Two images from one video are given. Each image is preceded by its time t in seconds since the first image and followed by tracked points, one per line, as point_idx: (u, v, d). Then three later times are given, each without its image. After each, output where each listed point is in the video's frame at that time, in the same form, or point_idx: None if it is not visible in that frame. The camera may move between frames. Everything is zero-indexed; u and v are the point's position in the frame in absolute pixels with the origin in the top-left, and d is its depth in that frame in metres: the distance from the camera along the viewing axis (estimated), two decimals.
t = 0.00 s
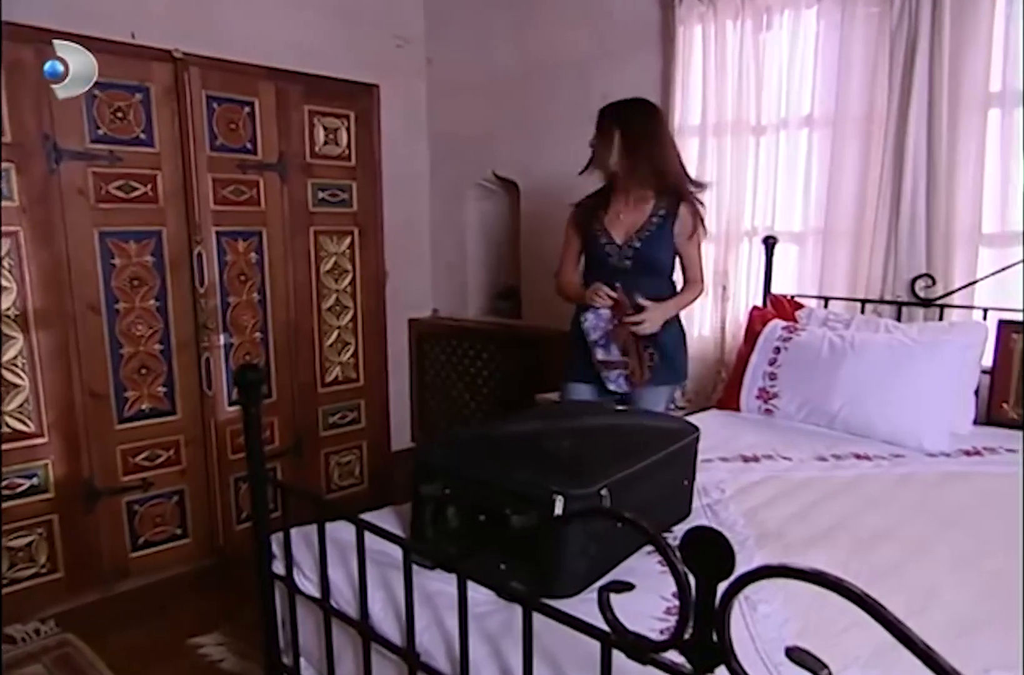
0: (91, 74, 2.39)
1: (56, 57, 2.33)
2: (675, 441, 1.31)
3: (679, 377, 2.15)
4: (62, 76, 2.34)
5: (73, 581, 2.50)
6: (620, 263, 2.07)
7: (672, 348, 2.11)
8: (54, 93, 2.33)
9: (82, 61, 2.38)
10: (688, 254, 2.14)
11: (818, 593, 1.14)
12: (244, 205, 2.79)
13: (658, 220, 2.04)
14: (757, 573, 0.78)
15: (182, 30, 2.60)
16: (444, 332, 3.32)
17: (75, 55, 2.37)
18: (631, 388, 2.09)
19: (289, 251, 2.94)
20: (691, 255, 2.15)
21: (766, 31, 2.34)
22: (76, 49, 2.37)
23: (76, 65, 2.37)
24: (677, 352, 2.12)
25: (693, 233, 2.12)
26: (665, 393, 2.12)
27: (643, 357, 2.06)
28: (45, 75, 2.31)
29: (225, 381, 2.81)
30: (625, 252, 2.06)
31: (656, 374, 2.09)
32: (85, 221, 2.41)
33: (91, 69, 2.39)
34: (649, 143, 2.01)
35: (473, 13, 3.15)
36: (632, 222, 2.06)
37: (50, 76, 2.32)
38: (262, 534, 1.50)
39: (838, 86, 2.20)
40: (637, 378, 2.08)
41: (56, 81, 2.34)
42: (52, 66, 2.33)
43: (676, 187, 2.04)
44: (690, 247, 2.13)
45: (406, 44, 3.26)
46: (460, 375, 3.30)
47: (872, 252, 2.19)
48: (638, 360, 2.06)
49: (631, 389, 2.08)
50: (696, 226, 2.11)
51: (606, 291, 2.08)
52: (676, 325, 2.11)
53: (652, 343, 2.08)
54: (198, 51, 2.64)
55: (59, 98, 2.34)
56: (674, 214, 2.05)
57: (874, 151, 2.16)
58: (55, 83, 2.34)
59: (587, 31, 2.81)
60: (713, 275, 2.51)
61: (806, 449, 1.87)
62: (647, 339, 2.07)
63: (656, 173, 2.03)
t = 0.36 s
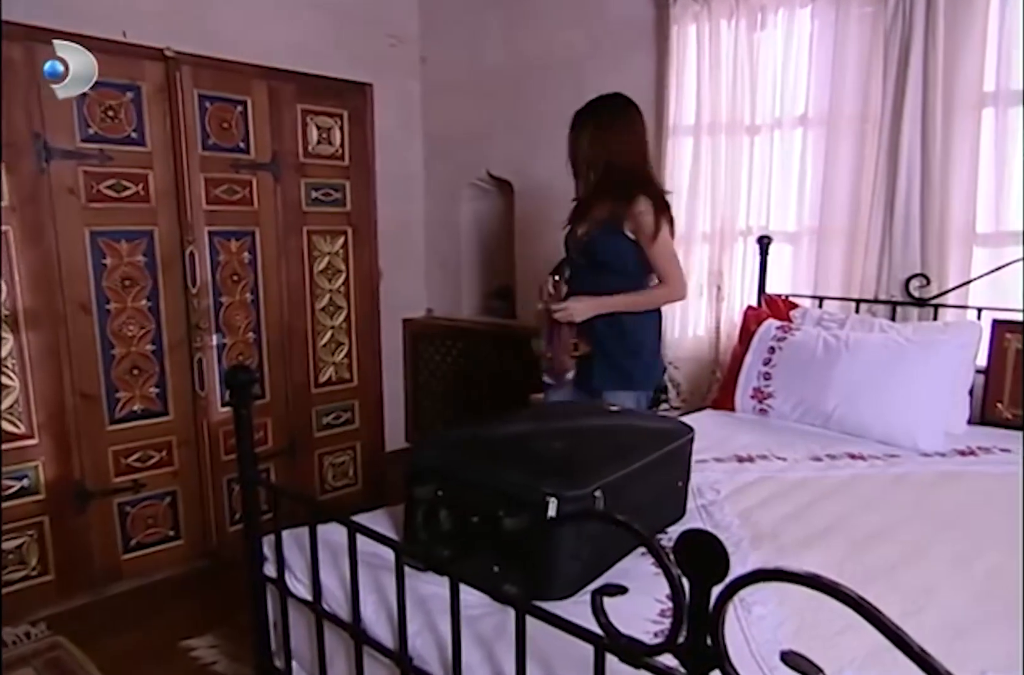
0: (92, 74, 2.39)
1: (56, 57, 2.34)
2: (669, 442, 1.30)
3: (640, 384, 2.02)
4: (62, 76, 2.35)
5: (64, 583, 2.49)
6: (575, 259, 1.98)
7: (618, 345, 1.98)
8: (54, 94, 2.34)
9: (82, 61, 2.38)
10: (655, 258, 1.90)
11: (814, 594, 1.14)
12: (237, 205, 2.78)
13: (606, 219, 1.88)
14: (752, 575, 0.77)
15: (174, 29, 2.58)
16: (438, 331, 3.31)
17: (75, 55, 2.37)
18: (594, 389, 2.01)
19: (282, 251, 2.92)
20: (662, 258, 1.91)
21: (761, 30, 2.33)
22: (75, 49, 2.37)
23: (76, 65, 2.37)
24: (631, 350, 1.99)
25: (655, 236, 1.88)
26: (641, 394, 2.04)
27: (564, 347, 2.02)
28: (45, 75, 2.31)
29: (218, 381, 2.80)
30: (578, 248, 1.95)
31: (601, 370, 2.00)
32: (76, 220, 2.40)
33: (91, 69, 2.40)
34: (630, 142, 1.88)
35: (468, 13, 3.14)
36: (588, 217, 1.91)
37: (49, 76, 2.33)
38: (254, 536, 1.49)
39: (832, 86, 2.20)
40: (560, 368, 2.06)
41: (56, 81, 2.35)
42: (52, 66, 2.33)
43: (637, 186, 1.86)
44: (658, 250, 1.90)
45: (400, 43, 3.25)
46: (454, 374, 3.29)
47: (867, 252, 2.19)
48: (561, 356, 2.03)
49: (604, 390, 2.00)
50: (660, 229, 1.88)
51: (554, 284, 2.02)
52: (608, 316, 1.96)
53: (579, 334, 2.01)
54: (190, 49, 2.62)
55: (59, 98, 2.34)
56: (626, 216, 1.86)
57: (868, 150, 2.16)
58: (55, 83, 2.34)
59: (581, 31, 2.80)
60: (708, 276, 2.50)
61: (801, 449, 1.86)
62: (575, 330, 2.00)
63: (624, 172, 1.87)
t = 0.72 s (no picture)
0: (92, 75, 2.39)
1: (56, 57, 2.32)
2: (668, 442, 1.30)
3: (621, 388, 1.99)
4: (61, 76, 2.33)
5: (60, 584, 2.48)
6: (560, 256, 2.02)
7: (599, 344, 1.98)
8: (54, 94, 2.33)
9: (82, 61, 2.38)
10: (632, 258, 1.88)
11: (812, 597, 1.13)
12: (234, 205, 2.76)
13: (585, 218, 1.90)
14: (750, 578, 0.76)
15: (170, 28, 2.57)
16: (435, 331, 3.30)
17: (75, 55, 2.37)
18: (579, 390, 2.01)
19: (279, 250, 2.91)
20: (638, 258, 1.88)
21: (759, 29, 2.32)
22: (75, 49, 2.36)
23: (76, 65, 2.37)
24: (614, 350, 1.97)
25: (629, 236, 1.86)
26: (630, 395, 2.01)
27: (527, 339, 2.03)
28: (45, 75, 2.30)
29: (214, 382, 2.78)
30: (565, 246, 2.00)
31: (583, 368, 2.00)
32: (72, 220, 2.38)
33: (91, 69, 2.40)
34: (622, 142, 1.87)
35: (466, 12, 3.13)
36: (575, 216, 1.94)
37: (49, 76, 2.31)
38: (250, 538, 1.47)
39: (830, 85, 2.19)
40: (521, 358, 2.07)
41: (56, 81, 2.33)
42: (51, 66, 2.32)
43: (621, 189, 1.86)
44: (634, 250, 1.88)
45: (398, 42, 3.24)
46: (452, 374, 3.28)
47: (865, 251, 2.18)
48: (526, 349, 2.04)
49: (590, 390, 1.99)
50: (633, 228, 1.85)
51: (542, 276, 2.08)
52: (586, 314, 1.96)
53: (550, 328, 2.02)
54: (186, 48, 2.60)
55: (59, 98, 2.34)
56: (603, 216, 1.87)
57: (866, 149, 2.15)
58: (55, 83, 2.33)
59: (578, 30, 2.79)
60: (706, 276, 2.49)
61: (800, 449, 1.85)
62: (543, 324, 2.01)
63: (605, 171, 1.87)
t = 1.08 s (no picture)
0: (92, 74, 2.39)
1: (56, 57, 2.33)
2: (665, 443, 1.29)
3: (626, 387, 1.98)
4: (61, 76, 2.34)
5: (54, 586, 2.46)
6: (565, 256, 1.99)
7: (605, 344, 1.96)
8: (53, 93, 2.33)
9: (82, 61, 2.37)
10: (642, 260, 1.88)
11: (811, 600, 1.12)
12: (229, 204, 2.75)
13: (594, 220, 1.88)
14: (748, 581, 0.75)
15: (165, 27, 2.55)
16: (432, 331, 3.29)
17: (75, 55, 2.36)
18: (584, 390, 1.99)
19: (275, 250, 2.90)
20: (650, 261, 1.88)
21: (757, 28, 2.31)
22: (75, 49, 2.36)
23: (75, 65, 2.36)
24: (620, 351, 1.96)
25: (643, 240, 1.86)
26: (634, 395, 2.00)
27: (545, 341, 1.98)
28: (45, 75, 2.30)
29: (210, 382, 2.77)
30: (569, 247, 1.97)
31: (588, 369, 1.99)
32: (66, 220, 2.37)
33: (91, 69, 2.39)
34: (621, 141, 1.86)
35: (462, 11, 3.12)
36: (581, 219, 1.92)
37: (50, 76, 2.32)
38: (244, 540, 1.46)
39: (828, 84, 2.19)
40: (541, 361, 2.03)
41: (56, 81, 2.34)
42: (51, 66, 2.32)
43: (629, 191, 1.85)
44: (646, 253, 1.87)
45: (394, 41, 3.23)
46: (449, 374, 3.27)
47: (863, 251, 2.17)
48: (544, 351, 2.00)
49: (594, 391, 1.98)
50: (649, 232, 1.85)
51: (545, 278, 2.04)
52: (595, 314, 1.95)
53: (566, 329, 1.99)
54: (180, 47, 2.59)
55: (59, 98, 2.34)
56: (610, 216, 1.86)
57: (864, 148, 2.15)
58: (55, 83, 2.33)
59: (575, 29, 2.78)
60: (704, 275, 2.48)
61: (798, 450, 1.84)
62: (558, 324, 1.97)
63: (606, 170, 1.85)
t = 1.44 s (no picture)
0: (92, 74, 2.39)
1: (56, 57, 2.32)
2: (659, 444, 1.28)
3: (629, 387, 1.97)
4: (62, 76, 2.33)
5: (45, 589, 2.44)
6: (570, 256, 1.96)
7: (608, 344, 1.94)
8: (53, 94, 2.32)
9: (82, 61, 2.37)
10: (650, 265, 1.89)
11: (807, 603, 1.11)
12: (221, 204, 2.73)
13: (607, 221, 1.88)
14: (743, 587, 0.74)
15: (156, 25, 2.53)
16: (426, 331, 3.27)
17: (75, 55, 2.36)
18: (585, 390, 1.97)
19: (268, 250, 2.88)
20: (657, 266, 1.89)
21: (751, 27, 2.30)
22: (76, 49, 2.35)
23: (76, 65, 2.36)
24: (623, 352, 1.95)
25: (657, 245, 1.87)
26: (635, 395, 1.99)
27: (557, 342, 1.97)
28: (45, 75, 2.30)
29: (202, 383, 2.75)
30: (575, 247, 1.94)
31: (590, 370, 1.97)
32: (56, 220, 2.35)
33: (91, 69, 2.39)
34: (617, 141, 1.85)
35: (456, 10, 3.10)
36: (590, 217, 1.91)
37: (50, 76, 2.31)
38: (234, 543, 1.44)
39: (823, 83, 2.18)
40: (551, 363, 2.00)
41: (57, 81, 2.33)
42: (52, 66, 2.31)
43: (644, 196, 1.85)
44: (654, 259, 1.88)
45: (388, 40, 3.21)
46: (444, 374, 3.25)
47: (858, 251, 2.16)
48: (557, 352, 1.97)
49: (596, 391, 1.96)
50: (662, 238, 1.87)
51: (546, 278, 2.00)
52: (600, 315, 1.93)
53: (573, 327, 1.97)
54: (172, 45, 2.57)
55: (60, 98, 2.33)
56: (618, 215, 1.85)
57: (859, 148, 2.14)
58: (55, 83, 2.33)
59: (570, 28, 2.77)
60: (698, 275, 2.47)
61: (793, 451, 1.84)
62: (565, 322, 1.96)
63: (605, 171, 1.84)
